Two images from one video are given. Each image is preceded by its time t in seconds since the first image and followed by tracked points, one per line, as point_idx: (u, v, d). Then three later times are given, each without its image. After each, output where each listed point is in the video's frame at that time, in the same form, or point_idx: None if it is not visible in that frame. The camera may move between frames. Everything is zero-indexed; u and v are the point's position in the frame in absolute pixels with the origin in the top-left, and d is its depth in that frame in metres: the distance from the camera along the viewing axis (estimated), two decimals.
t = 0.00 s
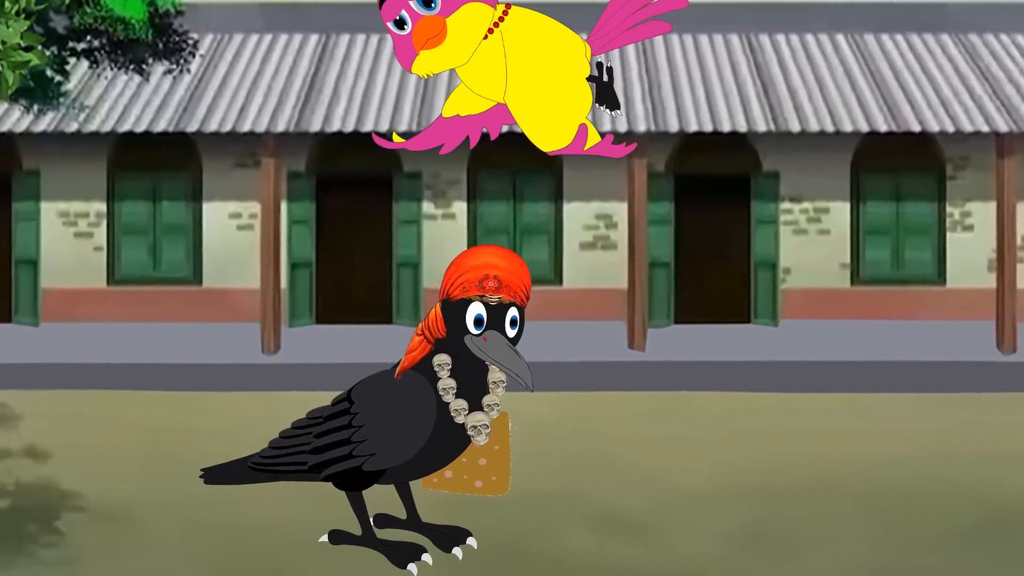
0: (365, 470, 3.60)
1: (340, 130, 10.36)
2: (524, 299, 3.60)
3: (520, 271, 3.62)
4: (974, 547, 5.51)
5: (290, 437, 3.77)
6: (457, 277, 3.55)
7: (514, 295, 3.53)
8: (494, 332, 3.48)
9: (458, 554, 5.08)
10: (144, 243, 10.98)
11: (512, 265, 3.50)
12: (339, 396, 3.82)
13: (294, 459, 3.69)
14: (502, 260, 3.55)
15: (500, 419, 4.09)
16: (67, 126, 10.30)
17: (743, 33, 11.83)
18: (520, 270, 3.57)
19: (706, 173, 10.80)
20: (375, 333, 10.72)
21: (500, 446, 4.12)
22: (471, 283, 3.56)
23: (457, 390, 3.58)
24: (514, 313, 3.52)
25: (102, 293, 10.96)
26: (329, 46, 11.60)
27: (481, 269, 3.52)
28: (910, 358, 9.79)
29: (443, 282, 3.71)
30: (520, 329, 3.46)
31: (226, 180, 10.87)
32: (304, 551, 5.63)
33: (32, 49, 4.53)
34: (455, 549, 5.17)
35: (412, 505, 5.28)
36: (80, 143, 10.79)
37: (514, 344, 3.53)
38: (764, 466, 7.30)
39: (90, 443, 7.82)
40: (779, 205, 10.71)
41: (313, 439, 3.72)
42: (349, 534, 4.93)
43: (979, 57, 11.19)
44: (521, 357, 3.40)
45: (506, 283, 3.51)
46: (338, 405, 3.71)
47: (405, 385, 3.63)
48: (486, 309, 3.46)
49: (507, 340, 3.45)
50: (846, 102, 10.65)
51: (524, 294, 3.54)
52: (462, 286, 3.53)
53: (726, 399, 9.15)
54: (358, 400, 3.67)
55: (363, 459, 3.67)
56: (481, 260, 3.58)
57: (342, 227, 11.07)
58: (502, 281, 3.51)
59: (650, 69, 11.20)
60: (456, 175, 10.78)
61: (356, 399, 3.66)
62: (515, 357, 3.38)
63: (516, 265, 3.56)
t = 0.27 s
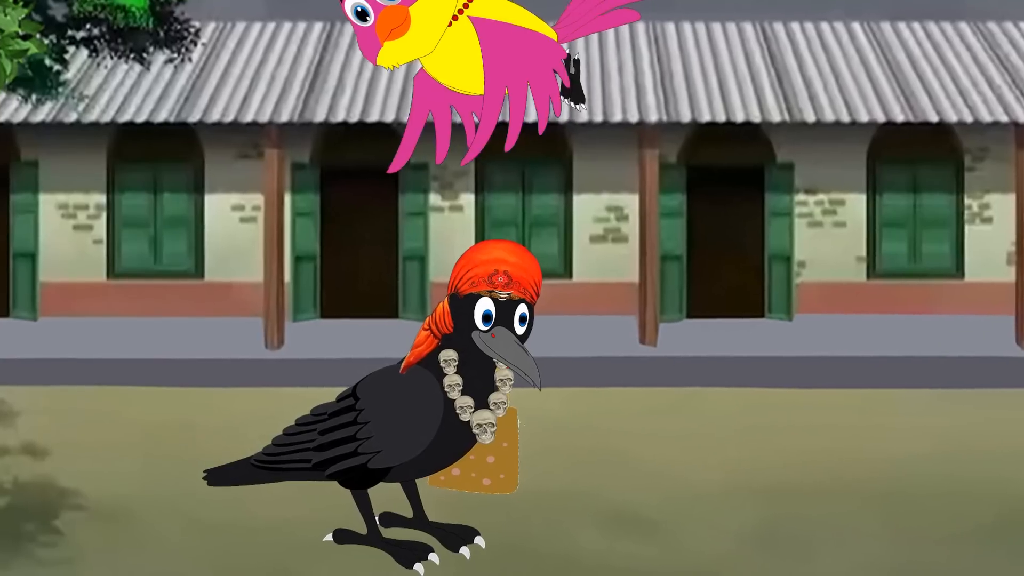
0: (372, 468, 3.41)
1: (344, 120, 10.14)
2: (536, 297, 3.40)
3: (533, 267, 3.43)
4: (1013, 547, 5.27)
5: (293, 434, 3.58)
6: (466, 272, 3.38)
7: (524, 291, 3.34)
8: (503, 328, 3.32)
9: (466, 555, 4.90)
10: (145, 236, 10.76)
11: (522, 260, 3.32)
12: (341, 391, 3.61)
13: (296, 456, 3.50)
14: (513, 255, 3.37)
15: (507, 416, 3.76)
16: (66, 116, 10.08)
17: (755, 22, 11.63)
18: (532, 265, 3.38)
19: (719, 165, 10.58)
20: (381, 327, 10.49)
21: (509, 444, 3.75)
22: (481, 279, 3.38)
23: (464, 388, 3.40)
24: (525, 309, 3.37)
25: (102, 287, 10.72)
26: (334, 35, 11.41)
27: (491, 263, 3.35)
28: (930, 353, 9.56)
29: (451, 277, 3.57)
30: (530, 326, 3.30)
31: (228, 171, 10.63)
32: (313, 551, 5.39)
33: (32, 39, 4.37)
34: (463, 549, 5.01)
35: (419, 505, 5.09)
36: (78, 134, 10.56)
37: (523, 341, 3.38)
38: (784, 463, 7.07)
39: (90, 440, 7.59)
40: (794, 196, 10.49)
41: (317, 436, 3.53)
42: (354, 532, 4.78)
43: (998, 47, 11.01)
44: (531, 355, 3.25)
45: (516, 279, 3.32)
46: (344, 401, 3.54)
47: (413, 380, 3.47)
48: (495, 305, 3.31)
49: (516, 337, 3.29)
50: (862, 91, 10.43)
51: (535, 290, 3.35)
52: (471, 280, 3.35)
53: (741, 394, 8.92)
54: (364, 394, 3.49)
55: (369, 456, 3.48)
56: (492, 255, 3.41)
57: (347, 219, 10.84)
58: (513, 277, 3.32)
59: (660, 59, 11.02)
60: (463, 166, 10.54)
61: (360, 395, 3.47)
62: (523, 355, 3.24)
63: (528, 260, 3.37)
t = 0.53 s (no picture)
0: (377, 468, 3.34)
1: (350, 111, 9.94)
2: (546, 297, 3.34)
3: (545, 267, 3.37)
4: None
5: (295, 432, 3.49)
6: (475, 270, 3.33)
7: (534, 291, 3.28)
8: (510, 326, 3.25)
9: (474, 555, 4.76)
10: (145, 229, 10.54)
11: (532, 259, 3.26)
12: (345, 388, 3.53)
13: (300, 454, 3.43)
14: (523, 253, 3.31)
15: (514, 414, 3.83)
16: (66, 106, 9.87)
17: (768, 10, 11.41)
18: (543, 265, 3.32)
19: (731, 156, 10.36)
20: (387, 322, 10.27)
21: (517, 442, 3.87)
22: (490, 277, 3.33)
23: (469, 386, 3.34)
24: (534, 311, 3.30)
25: (102, 280, 10.50)
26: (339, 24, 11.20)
27: (501, 261, 3.29)
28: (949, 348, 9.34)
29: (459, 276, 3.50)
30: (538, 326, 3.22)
31: (230, 163, 10.41)
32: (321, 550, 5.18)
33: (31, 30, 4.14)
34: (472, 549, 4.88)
35: (425, 504, 4.94)
36: (78, 124, 10.35)
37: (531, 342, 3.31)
38: (804, 461, 6.87)
39: (89, 437, 7.37)
40: (809, 188, 10.27)
41: (320, 434, 3.46)
42: (359, 532, 4.66)
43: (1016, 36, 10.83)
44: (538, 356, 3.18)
45: (526, 278, 3.26)
46: (348, 398, 3.45)
47: (418, 376, 3.38)
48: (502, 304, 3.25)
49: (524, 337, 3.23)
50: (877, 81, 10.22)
51: (545, 291, 3.29)
52: (479, 278, 3.30)
53: (756, 390, 8.72)
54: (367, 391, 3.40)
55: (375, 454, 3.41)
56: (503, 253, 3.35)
57: (352, 211, 10.64)
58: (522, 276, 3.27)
59: (672, 48, 10.81)
60: (471, 158, 10.32)
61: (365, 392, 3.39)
62: (530, 356, 3.17)
63: (539, 260, 3.31)
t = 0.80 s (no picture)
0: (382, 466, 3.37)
1: (355, 100, 9.74)
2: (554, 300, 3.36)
3: (554, 269, 3.38)
4: None
5: (301, 431, 3.53)
6: (484, 269, 3.34)
7: (542, 293, 3.30)
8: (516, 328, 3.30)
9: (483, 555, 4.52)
10: (147, 222, 10.35)
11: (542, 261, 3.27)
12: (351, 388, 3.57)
13: (305, 453, 3.47)
14: (533, 255, 3.32)
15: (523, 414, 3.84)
16: (65, 96, 9.65)
17: None
18: (552, 268, 3.33)
19: (744, 148, 10.17)
20: (393, 317, 10.08)
21: (525, 442, 3.89)
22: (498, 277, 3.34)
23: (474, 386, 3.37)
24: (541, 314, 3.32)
25: (101, 274, 10.29)
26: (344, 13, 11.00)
27: (510, 262, 3.30)
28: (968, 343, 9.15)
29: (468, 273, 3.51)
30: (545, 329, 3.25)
31: (233, 154, 10.19)
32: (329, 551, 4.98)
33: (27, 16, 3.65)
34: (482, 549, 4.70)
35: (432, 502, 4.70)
36: (77, 114, 10.13)
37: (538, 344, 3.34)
38: (823, 457, 6.69)
39: (90, 433, 7.17)
40: (823, 180, 10.06)
41: (326, 433, 3.50)
42: (365, 533, 4.44)
43: None
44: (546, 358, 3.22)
45: (535, 279, 3.27)
46: (353, 398, 3.49)
47: (422, 376, 3.43)
48: (510, 305, 3.28)
49: (531, 339, 3.26)
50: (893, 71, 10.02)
51: (553, 293, 3.30)
52: (488, 278, 3.31)
53: (771, 385, 8.53)
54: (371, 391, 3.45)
55: (379, 453, 3.44)
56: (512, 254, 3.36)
57: (357, 202, 10.48)
58: (531, 278, 3.28)
59: (684, 37, 10.60)
60: (478, 149, 10.10)
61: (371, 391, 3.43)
62: (536, 358, 3.21)
63: (548, 262, 3.33)
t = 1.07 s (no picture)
0: (388, 465, 3.22)
1: (359, 91, 9.55)
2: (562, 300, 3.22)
3: (564, 269, 3.26)
4: None
5: (303, 428, 3.37)
6: (492, 267, 3.21)
7: (551, 292, 3.16)
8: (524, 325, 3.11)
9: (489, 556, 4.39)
10: (147, 214, 10.14)
11: (553, 259, 3.14)
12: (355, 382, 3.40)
13: (307, 451, 3.31)
14: (542, 254, 3.20)
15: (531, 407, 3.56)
16: (64, 86, 9.46)
17: None
18: (562, 267, 3.21)
19: (756, 139, 9.97)
20: (399, 311, 9.88)
21: (533, 440, 3.59)
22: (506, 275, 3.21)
23: (480, 384, 3.19)
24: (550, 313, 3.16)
25: (101, 268, 10.09)
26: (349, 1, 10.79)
27: (519, 259, 3.18)
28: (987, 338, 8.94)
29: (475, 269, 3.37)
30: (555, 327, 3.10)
31: (235, 146, 9.99)
32: (337, 552, 4.79)
33: None
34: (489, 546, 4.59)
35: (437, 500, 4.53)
36: (77, 105, 9.93)
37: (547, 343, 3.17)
38: (844, 454, 6.49)
39: (89, 430, 6.97)
40: (837, 172, 9.86)
41: (329, 430, 3.33)
42: (368, 532, 4.34)
43: None
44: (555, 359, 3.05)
45: (544, 278, 3.14)
46: (358, 394, 3.32)
47: (428, 373, 3.27)
48: (519, 302, 3.12)
49: (539, 338, 3.10)
50: (909, 60, 9.81)
51: (563, 292, 3.17)
52: (496, 275, 3.18)
53: (786, 381, 8.33)
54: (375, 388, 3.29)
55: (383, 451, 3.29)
56: (520, 252, 3.23)
57: (363, 195, 10.22)
58: (540, 276, 3.15)
59: (695, 26, 10.39)
60: (486, 140, 9.90)
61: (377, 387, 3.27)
62: (545, 357, 3.04)
63: (558, 261, 3.20)
